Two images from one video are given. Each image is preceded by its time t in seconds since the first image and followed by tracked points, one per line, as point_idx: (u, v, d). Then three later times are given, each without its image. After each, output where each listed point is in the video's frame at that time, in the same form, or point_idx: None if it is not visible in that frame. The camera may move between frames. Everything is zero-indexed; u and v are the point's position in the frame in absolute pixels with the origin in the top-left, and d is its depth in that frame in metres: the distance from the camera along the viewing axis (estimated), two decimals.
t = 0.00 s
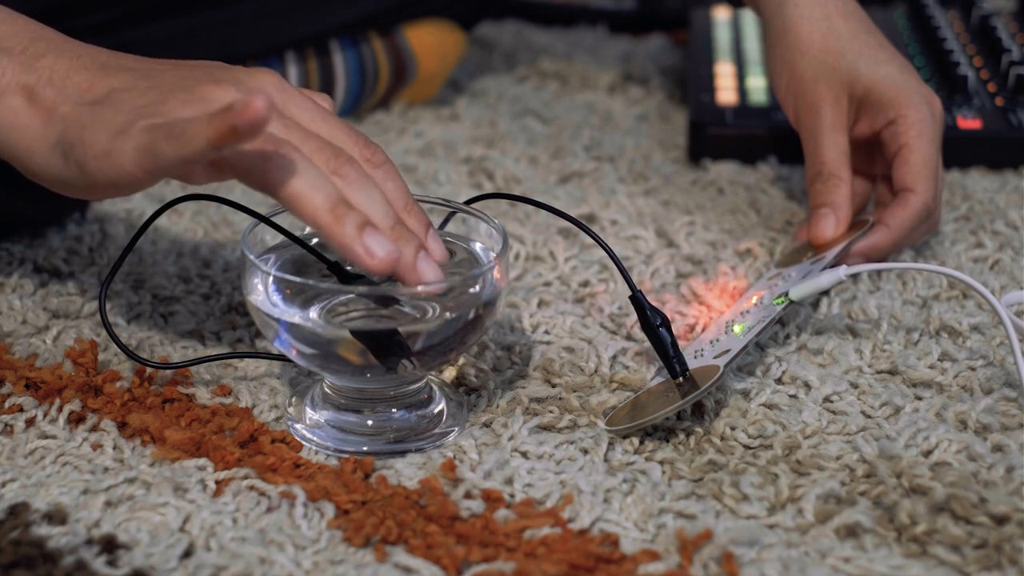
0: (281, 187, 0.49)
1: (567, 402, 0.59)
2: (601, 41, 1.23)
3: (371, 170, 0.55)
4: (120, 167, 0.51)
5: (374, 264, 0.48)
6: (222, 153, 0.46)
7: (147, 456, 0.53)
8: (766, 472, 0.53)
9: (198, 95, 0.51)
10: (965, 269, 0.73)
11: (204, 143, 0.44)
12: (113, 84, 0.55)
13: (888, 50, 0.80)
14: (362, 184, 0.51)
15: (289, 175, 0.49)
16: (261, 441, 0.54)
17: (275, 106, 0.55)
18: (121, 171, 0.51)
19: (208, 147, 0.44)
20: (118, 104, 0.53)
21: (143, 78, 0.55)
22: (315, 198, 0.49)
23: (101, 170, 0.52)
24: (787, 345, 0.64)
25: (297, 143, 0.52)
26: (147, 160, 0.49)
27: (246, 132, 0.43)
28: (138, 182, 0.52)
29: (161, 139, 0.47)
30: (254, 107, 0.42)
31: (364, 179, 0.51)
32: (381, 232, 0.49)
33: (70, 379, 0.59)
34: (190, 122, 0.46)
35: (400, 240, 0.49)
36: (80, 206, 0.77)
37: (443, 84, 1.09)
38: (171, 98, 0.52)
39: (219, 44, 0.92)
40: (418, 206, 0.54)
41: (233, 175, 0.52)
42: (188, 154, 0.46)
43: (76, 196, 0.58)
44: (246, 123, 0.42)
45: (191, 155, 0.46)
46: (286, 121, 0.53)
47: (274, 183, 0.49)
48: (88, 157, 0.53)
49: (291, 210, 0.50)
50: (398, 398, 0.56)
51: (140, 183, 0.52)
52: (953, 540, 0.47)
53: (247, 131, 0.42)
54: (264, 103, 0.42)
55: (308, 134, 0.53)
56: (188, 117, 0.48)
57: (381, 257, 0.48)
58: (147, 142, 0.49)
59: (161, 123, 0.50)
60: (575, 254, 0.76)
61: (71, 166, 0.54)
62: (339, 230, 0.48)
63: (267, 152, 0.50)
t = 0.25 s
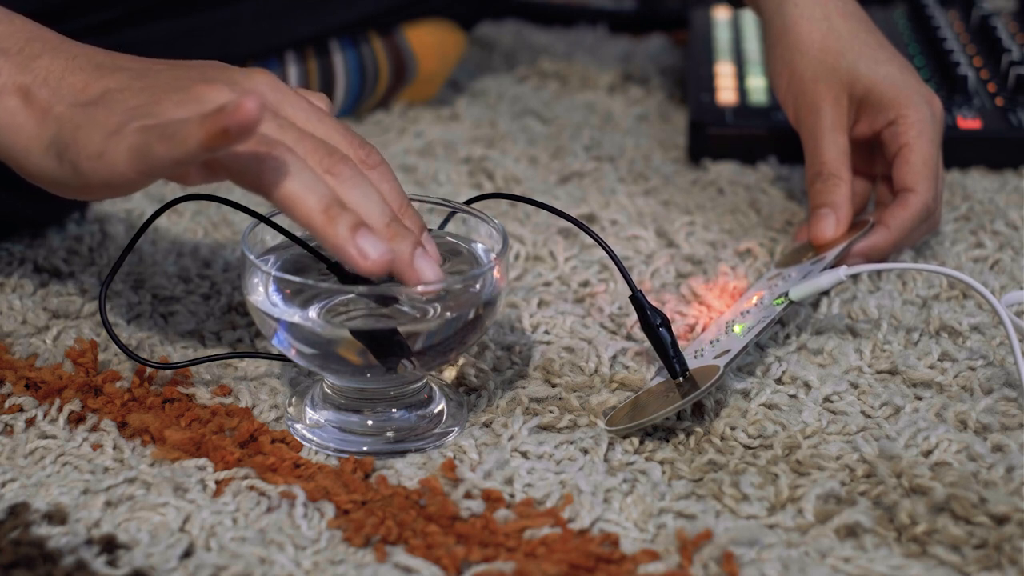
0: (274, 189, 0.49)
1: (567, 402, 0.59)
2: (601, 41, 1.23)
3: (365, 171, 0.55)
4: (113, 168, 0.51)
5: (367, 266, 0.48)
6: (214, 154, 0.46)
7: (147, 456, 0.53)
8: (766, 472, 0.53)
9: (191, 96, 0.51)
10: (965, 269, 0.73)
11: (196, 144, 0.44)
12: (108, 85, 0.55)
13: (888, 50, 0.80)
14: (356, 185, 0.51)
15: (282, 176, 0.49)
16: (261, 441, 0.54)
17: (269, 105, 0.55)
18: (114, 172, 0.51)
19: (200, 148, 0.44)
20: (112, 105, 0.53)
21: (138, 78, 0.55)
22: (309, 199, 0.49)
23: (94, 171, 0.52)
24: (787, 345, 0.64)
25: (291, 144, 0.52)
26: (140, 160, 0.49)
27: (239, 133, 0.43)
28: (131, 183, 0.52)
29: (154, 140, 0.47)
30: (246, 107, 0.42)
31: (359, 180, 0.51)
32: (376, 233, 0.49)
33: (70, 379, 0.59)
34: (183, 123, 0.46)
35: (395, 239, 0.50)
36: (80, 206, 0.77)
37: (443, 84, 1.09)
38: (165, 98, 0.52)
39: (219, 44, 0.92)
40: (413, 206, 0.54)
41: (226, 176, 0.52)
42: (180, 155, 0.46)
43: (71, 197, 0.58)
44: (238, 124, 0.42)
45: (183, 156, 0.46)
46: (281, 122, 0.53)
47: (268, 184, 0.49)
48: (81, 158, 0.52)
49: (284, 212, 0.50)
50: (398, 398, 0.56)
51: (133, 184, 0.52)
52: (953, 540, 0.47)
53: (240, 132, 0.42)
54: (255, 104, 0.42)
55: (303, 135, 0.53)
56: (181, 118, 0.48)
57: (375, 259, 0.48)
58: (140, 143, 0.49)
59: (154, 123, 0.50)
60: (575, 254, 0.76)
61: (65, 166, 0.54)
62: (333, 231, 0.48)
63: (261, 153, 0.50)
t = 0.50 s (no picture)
0: (272, 192, 0.49)
1: (567, 402, 0.59)
2: (601, 41, 1.23)
3: (366, 169, 0.55)
4: (112, 170, 0.51)
5: (365, 269, 0.48)
6: (213, 157, 0.46)
7: (147, 456, 0.53)
8: (766, 472, 0.53)
9: (191, 97, 0.51)
10: (965, 269, 0.73)
11: (194, 147, 0.44)
12: (107, 86, 0.55)
13: (888, 50, 0.80)
14: (354, 190, 0.51)
15: (280, 180, 0.49)
16: (261, 441, 0.54)
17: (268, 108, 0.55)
18: (113, 174, 0.51)
19: (198, 151, 0.44)
20: (111, 106, 0.53)
21: (137, 79, 0.55)
22: (306, 203, 0.49)
23: (93, 173, 0.52)
24: (787, 345, 0.64)
25: (289, 148, 0.52)
26: (139, 162, 0.49)
27: (236, 136, 0.43)
28: (130, 186, 0.52)
29: (153, 142, 0.47)
30: (243, 111, 0.42)
31: (356, 182, 0.51)
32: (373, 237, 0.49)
33: (70, 379, 0.59)
34: (181, 126, 0.46)
35: (392, 245, 0.50)
36: (80, 206, 0.77)
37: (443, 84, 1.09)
38: (164, 100, 0.52)
39: (219, 44, 0.92)
40: (416, 205, 0.54)
41: (224, 178, 0.52)
42: (179, 158, 0.46)
43: (70, 198, 0.58)
44: (235, 127, 0.42)
45: (182, 158, 0.46)
46: (280, 125, 0.53)
47: (266, 187, 0.49)
48: (80, 159, 0.53)
49: (282, 215, 0.50)
50: (398, 398, 0.56)
51: (132, 186, 0.52)
52: (953, 540, 0.47)
53: (237, 135, 0.42)
54: (252, 107, 0.42)
55: (301, 138, 0.53)
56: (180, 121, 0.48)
57: (372, 263, 0.48)
58: (139, 145, 0.49)
59: (153, 126, 0.50)
60: (575, 254, 0.76)
61: (64, 168, 0.54)
62: (331, 235, 0.49)
63: (259, 155, 0.50)
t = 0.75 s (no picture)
0: (281, 188, 0.49)
1: (567, 402, 0.59)
2: (601, 41, 1.23)
3: (373, 163, 0.54)
4: (120, 167, 0.51)
5: (376, 265, 0.48)
6: (224, 153, 0.46)
7: (147, 456, 0.53)
8: (766, 472, 0.53)
9: (197, 95, 0.51)
10: (965, 269, 0.73)
11: (206, 143, 0.44)
12: (113, 84, 0.55)
13: (887, 49, 0.80)
14: (362, 185, 0.51)
15: (290, 175, 0.49)
16: (261, 441, 0.54)
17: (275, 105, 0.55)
18: (121, 171, 0.51)
19: (209, 147, 0.44)
20: (118, 104, 0.53)
21: (143, 77, 0.55)
22: (316, 199, 0.49)
23: (101, 170, 0.52)
24: (787, 345, 0.64)
25: (297, 143, 0.52)
26: (148, 159, 0.49)
27: (246, 131, 0.42)
28: (138, 182, 0.52)
29: (161, 139, 0.47)
30: (254, 106, 0.42)
31: (364, 179, 0.51)
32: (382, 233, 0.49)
33: (70, 379, 0.59)
34: (191, 122, 0.46)
35: (400, 241, 0.50)
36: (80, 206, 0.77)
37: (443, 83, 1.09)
38: (171, 97, 0.52)
39: (220, 44, 0.92)
40: (425, 197, 0.54)
41: (233, 174, 0.51)
42: (188, 154, 0.46)
43: (77, 196, 0.58)
44: (246, 123, 0.42)
45: (191, 155, 0.46)
46: (287, 121, 0.53)
47: (274, 184, 0.49)
48: (88, 156, 0.53)
49: (292, 211, 0.50)
50: (398, 399, 0.56)
51: (141, 183, 0.52)
52: (953, 540, 0.47)
53: (247, 131, 0.42)
54: (264, 102, 0.42)
55: (309, 134, 0.53)
56: (189, 117, 0.48)
57: (383, 258, 0.48)
58: (147, 142, 0.49)
59: (161, 122, 0.50)
60: (575, 254, 0.76)
61: (70, 166, 0.55)
62: (341, 230, 0.48)
63: (268, 152, 0.49)
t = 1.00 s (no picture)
0: (285, 186, 0.49)
1: (567, 402, 0.59)
2: (601, 41, 1.23)
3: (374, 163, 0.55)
4: (124, 166, 0.51)
5: (380, 261, 0.48)
6: (227, 152, 0.46)
7: (147, 456, 0.53)
8: (766, 472, 0.53)
9: (200, 94, 0.51)
10: (965, 269, 0.73)
11: (210, 143, 0.44)
12: (115, 83, 0.55)
13: (888, 49, 0.80)
14: (365, 180, 0.51)
15: (294, 173, 0.49)
16: (261, 441, 0.54)
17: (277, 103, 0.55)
18: (124, 170, 0.51)
19: (213, 146, 0.44)
20: (120, 104, 0.53)
21: (145, 76, 0.55)
22: (320, 196, 0.49)
23: (104, 169, 0.52)
24: (787, 345, 0.64)
25: (301, 140, 0.52)
26: (151, 158, 0.49)
27: (251, 130, 0.42)
28: (141, 181, 0.52)
29: (165, 138, 0.47)
30: (259, 105, 0.42)
31: (366, 174, 0.51)
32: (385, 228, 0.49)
33: (70, 379, 0.59)
34: (195, 121, 0.46)
35: (402, 236, 0.50)
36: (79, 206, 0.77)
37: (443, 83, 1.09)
38: (173, 96, 0.52)
39: (220, 44, 0.92)
40: (421, 202, 0.54)
41: (237, 173, 0.52)
42: (192, 153, 0.46)
43: (79, 195, 0.58)
44: (250, 121, 0.42)
45: (195, 154, 0.46)
46: (290, 118, 0.53)
47: (278, 182, 0.49)
48: (90, 156, 0.53)
49: (295, 209, 0.50)
50: (398, 399, 0.56)
51: (144, 181, 0.52)
52: (953, 540, 0.47)
53: (252, 129, 0.42)
54: (269, 100, 0.42)
55: (311, 130, 0.53)
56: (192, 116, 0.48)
57: (387, 254, 0.48)
58: (151, 140, 0.49)
59: (164, 121, 0.50)
60: (575, 254, 0.76)
61: (72, 165, 0.55)
62: (345, 228, 0.48)
63: (272, 150, 0.49)
